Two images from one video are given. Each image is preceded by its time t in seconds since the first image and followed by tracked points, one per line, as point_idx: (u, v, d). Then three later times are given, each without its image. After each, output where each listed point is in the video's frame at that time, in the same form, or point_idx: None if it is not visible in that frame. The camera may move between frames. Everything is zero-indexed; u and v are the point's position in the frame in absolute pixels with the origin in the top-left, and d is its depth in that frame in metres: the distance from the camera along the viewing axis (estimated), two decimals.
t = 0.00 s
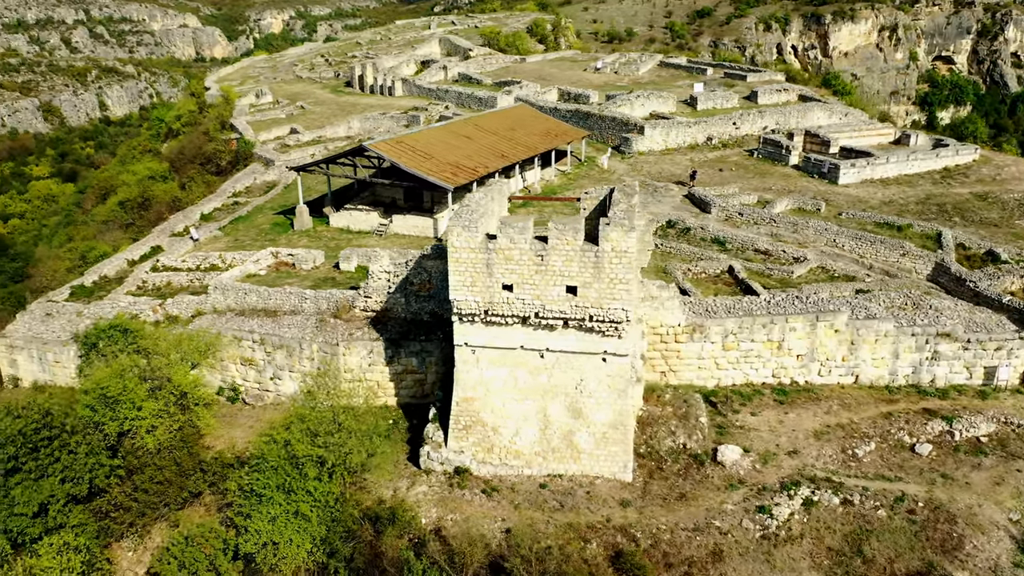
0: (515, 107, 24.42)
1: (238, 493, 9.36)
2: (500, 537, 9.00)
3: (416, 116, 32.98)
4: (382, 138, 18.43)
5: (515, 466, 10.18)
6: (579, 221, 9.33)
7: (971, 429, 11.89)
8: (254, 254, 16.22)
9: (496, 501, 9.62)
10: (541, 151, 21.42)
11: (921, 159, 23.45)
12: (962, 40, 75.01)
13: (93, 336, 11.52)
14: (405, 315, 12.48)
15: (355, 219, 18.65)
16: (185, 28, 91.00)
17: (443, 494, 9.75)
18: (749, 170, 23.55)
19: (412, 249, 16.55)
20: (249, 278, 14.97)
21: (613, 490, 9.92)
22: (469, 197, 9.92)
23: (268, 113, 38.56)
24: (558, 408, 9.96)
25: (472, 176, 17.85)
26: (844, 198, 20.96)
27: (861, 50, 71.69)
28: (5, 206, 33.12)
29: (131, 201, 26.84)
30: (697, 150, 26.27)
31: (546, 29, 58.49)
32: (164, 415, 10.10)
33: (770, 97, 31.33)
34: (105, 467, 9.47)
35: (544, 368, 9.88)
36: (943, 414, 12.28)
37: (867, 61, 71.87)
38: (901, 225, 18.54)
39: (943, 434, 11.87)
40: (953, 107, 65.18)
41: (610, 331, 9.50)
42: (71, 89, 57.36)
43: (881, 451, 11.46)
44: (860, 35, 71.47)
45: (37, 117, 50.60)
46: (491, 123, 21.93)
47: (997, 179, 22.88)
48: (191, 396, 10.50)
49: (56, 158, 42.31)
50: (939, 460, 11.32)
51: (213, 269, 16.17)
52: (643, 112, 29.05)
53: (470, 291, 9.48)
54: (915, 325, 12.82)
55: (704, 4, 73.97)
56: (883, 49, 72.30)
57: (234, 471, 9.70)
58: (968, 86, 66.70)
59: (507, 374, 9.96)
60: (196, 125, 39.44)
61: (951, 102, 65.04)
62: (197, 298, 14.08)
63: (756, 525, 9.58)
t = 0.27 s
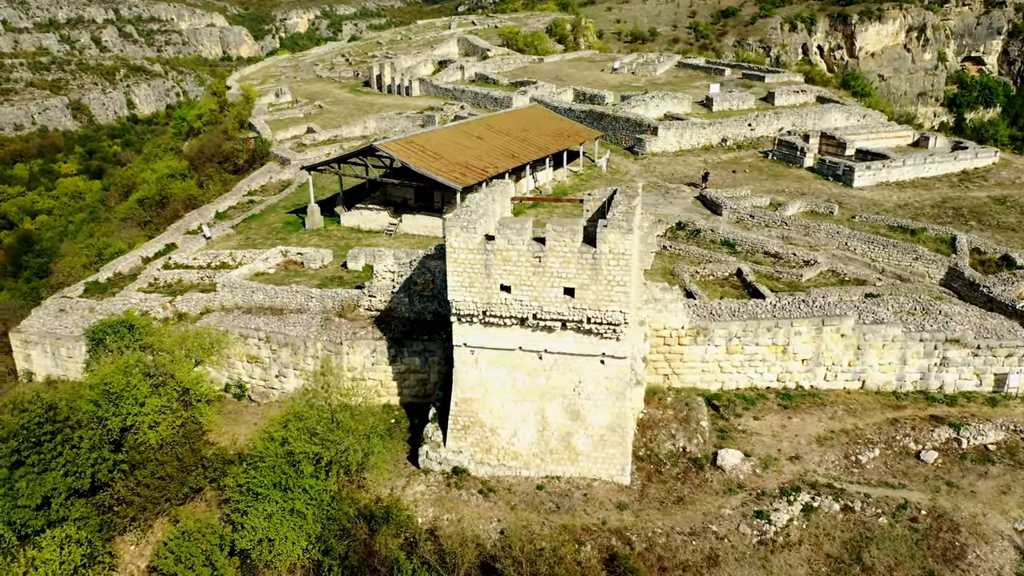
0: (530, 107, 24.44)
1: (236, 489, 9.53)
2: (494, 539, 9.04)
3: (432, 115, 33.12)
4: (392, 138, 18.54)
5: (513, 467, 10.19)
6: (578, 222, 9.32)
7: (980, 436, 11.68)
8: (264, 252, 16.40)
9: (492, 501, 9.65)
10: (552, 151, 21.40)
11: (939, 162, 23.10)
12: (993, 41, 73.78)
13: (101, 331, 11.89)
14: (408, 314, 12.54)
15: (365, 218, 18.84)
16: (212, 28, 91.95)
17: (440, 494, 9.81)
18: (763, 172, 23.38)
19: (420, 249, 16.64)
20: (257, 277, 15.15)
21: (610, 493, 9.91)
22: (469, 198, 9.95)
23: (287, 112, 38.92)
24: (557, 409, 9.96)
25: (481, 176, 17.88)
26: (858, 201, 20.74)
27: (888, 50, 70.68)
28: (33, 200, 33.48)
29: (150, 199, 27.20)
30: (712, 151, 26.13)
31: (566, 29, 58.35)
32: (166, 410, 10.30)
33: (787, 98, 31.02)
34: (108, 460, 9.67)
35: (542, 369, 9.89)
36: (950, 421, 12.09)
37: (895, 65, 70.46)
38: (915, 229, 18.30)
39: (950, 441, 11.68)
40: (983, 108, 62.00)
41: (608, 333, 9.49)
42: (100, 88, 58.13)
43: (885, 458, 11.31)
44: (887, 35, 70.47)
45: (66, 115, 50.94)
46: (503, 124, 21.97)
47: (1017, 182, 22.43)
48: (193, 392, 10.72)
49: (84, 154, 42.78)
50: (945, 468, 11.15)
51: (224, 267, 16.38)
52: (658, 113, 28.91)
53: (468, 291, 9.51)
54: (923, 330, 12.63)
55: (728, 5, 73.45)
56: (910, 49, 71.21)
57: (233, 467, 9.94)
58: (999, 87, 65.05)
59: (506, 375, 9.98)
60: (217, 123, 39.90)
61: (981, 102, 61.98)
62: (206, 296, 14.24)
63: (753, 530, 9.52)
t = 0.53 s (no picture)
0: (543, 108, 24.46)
1: (235, 486, 9.73)
2: (488, 540, 9.09)
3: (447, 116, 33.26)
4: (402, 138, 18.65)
5: (510, 468, 10.23)
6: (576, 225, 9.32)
7: (987, 444, 11.49)
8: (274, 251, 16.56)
9: (488, 502, 9.69)
10: (563, 152, 21.40)
11: (957, 165, 22.75)
12: None
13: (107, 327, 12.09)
14: (412, 314, 12.62)
15: (375, 218, 18.98)
16: (239, 27, 92.76)
17: (436, 494, 9.88)
18: (776, 174, 23.21)
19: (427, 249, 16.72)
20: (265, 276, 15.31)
21: (607, 496, 9.91)
22: (469, 200, 9.98)
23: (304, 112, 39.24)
24: (554, 412, 9.97)
25: (488, 177, 17.92)
26: (871, 204, 20.52)
27: (915, 51, 69.89)
28: (60, 196, 33.99)
29: (168, 197, 27.58)
30: (725, 153, 25.99)
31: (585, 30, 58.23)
32: (169, 407, 10.51)
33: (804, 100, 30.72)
34: (111, 456, 9.93)
35: (540, 371, 9.91)
36: (957, 429, 11.90)
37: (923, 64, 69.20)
38: (928, 233, 18.05)
39: (956, 449, 11.50)
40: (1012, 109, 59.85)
41: (605, 336, 9.46)
42: (128, 87, 58.93)
43: (889, 465, 11.18)
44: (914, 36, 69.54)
45: (94, 114, 51.64)
46: (515, 125, 22.02)
47: None
48: (196, 389, 10.93)
49: (112, 152, 43.34)
50: (949, 475, 10.99)
51: (234, 266, 16.58)
52: (672, 115, 28.78)
53: (466, 292, 9.55)
54: (931, 336, 12.46)
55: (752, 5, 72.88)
56: (938, 51, 70.35)
57: (232, 464, 10.11)
58: None
59: (504, 376, 10.01)
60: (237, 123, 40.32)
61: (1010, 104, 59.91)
62: (214, 294, 14.41)
63: (749, 536, 9.46)
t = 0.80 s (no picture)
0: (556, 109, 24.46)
1: (233, 482, 9.90)
2: (482, 542, 9.14)
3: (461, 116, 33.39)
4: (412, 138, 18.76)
5: (508, 469, 10.26)
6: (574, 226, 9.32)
7: (993, 452, 11.31)
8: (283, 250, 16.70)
9: (484, 502, 9.74)
10: (574, 153, 21.39)
11: (974, 168, 22.43)
12: None
13: (115, 324, 12.40)
14: (416, 314, 12.67)
15: (385, 218, 19.07)
16: (264, 27, 93.64)
17: (433, 493, 9.96)
18: (789, 176, 23.05)
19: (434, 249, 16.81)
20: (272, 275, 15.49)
21: (603, 498, 9.91)
22: (470, 201, 10.01)
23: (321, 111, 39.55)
24: (551, 413, 9.99)
25: (496, 177, 17.96)
26: (884, 207, 20.32)
27: (943, 52, 68.61)
28: (86, 193, 34.52)
29: (185, 195, 27.93)
30: (739, 155, 25.87)
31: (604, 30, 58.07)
32: (170, 403, 10.71)
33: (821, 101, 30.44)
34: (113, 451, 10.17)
35: (538, 372, 9.92)
36: (963, 436, 11.74)
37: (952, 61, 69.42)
38: (941, 237, 17.83)
39: (961, 456, 11.35)
40: None
41: (603, 339, 9.44)
42: (154, 86, 59.78)
43: (891, 471, 11.06)
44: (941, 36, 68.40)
45: (120, 111, 52.68)
46: (527, 125, 22.05)
47: None
48: (197, 386, 11.14)
49: (137, 149, 43.91)
50: (953, 482, 10.85)
51: (244, 264, 16.77)
52: (685, 116, 28.65)
53: (464, 293, 9.59)
54: (937, 341, 12.30)
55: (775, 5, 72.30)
56: (965, 51, 69.17)
57: (231, 460, 10.29)
58: None
59: (502, 377, 10.04)
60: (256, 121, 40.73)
61: None
62: (222, 292, 14.57)
63: (745, 540, 9.41)
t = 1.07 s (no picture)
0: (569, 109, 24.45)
1: (231, 477, 10.09)
2: (476, 542, 9.20)
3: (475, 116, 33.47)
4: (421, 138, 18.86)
5: (505, 469, 10.29)
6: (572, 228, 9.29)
7: (1000, 459, 11.12)
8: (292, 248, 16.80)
9: (480, 502, 9.80)
10: (585, 154, 21.36)
11: (993, 171, 22.04)
12: None
13: (122, 319, 12.68)
14: (418, 313, 12.71)
15: (395, 217, 19.26)
16: (288, 26, 94.34)
17: (429, 493, 10.03)
18: (802, 178, 22.84)
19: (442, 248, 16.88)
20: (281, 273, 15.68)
21: (599, 500, 9.91)
22: (470, 202, 10.10)
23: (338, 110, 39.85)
24: (548, 414, 10.00)
25: (504, 177, 17.98)
26: (898, 211, 20.07)
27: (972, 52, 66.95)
28: (111, 190, 35.05)
29: (202, 192, 28.28)
30: (752, 156, 25.70)
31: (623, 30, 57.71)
32: (172, 399, 10.99)
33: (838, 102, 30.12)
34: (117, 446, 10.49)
35: (535, 373, 9.93)
36: (969, 443, 11.58)
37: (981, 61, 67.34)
38: (954, 241, 17.59)
39: (966, 463, 11.19)
40: None
41: (599, 340, 9.42)
42: (179, 84, 60.55)
43: (894, 477, 10.94)
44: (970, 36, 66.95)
45: (146, 109, 53.48)
46: (539, 126, 22.07)
47: None
48: (199, 381, 11.37)
49: (160, 146, 44.47)
50: (957, 490, 10.70)
51: (254, 262, 16.94)
52: (699, 116, 28.50)
53: (462, 293, 9.61)
54: (944, 346, 12.13)
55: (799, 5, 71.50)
56: (995, 52, 67.28)
57: (230, 456, 10.50)
58: None
59: (499, 377, 10.06)
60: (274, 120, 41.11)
61: None
62: (231, 290, 14.75)
63: (740, 545, 9.36)
